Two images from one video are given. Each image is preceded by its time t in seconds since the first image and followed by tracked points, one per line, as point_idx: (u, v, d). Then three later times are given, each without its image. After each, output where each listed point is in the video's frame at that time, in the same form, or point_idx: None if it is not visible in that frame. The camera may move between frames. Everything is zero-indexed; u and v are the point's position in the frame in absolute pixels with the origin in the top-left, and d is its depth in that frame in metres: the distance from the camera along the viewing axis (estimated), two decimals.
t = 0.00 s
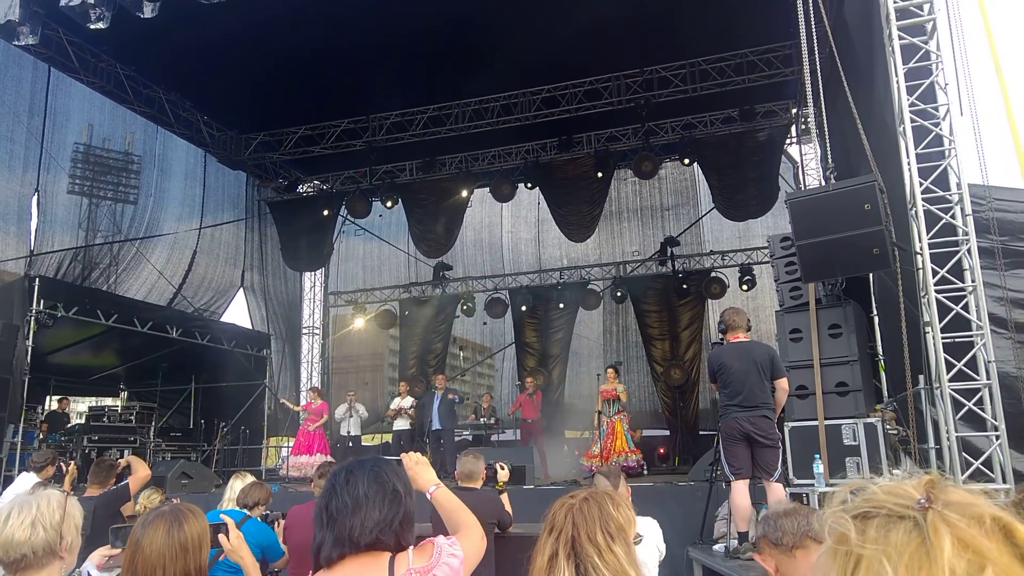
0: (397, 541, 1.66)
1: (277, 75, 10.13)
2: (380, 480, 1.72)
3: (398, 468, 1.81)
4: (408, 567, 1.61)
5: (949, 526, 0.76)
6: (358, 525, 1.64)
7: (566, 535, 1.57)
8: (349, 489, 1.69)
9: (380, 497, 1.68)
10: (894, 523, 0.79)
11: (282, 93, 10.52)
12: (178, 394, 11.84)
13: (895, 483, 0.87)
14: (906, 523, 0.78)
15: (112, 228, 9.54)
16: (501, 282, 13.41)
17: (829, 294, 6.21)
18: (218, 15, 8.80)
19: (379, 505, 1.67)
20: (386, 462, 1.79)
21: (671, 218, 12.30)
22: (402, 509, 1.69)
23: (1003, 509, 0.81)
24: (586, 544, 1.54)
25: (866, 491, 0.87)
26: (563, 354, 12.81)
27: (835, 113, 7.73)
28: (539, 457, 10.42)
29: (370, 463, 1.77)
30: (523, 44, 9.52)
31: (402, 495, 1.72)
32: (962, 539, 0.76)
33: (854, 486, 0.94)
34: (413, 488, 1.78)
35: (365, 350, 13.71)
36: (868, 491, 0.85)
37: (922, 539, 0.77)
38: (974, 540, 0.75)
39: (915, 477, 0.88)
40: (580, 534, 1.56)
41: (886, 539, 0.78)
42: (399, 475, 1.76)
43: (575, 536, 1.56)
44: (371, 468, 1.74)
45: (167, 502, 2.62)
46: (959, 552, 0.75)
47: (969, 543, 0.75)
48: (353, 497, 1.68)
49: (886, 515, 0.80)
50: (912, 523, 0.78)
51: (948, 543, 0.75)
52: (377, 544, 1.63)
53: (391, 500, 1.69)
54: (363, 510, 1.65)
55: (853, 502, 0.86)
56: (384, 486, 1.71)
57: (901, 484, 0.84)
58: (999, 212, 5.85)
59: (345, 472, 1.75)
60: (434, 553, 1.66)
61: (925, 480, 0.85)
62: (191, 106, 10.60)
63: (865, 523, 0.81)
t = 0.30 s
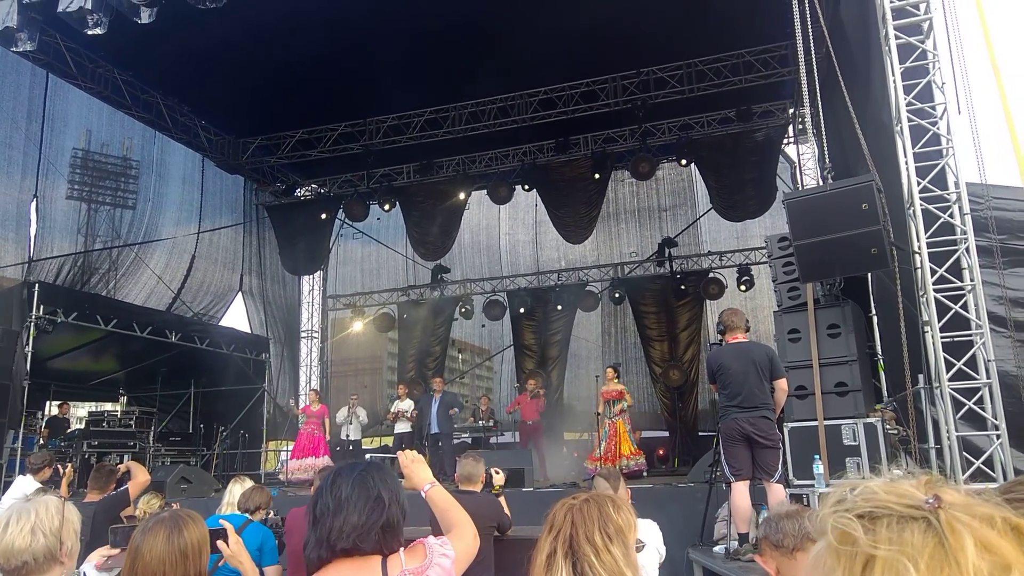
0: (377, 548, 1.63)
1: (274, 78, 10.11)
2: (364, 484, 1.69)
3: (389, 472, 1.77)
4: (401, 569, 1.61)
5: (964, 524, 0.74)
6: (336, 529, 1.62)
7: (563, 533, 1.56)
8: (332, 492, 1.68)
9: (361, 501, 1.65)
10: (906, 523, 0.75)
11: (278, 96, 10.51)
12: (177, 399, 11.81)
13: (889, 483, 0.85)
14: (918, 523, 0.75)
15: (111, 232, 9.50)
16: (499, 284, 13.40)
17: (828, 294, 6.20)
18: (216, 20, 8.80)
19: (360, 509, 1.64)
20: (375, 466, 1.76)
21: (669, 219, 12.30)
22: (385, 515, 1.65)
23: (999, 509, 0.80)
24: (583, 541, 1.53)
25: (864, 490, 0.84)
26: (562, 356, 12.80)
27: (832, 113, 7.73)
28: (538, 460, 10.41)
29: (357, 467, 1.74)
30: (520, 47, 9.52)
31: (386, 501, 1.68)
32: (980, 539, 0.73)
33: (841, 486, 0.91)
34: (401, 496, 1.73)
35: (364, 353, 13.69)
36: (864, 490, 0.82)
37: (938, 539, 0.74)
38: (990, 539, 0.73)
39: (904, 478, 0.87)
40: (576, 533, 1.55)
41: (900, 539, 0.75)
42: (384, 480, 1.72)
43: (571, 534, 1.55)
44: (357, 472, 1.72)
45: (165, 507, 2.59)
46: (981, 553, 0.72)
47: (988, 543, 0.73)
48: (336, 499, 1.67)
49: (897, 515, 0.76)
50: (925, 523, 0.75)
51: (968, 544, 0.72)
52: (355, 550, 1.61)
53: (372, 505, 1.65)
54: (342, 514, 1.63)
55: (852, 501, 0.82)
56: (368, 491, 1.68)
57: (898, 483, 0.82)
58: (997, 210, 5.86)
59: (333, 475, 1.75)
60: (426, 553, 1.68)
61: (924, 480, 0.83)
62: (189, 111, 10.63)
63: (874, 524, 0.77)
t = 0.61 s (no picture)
0: (370, 551, 1.60)
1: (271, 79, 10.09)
2: (366, 486, 1.68)
3: (390, 475, 1.75)
4: None
5: (974, 525, 0.69)
6: (333, 528, 1.62)
7: (562, 528, 1.57)
8: (332, 490, 1.68)
9: (359, 503, 1.65)
10: (913, 524, 0.70)
11: (276, 99, 10.49)
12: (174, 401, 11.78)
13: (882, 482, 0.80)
14: (926, 526, 0.70)
15: (108, 236, 9.47)
16: (497, 285, 13.40)
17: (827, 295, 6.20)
18: (212, 23, 8.79)
19: (358, 509, 1.63)
20: (379, 467, 1.75)
21: (667, 220, 12.30)
22: (382, 519, 1.64)
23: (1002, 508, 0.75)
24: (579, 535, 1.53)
25: (858, 489, 0.78)
26: (561, 358, 12.80)
27: (829, 115, 7.75)
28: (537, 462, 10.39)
29: (361, 468, 1.74)
30: (518, 48, 9.51)
31: (384, 505, 1.66)
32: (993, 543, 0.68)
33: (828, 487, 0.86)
34: (401, 499, 1.71)
35: (362, 355, 13.67)
36: (861, 492, 0.77)
37: (947, 544, 0.69)
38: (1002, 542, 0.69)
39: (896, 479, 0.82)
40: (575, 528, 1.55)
41: (909, 541, 0.69)
42: (386, 484, 1.70)
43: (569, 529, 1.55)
44: (360, 473, 1.71)
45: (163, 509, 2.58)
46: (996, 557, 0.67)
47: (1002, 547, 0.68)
48: (336, 496, 1.67)
49: (904, 516, 0.71)
50: (934, 526, 0.70)
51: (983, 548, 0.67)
52: (348, 552, 1.60)
53: (370, 508, 1.64)
54: (340, 513, 1.63)
55: (848, 502, 0.77)
56: (368, 492, 1.67)
57: (896, 483, 0.77)
58: (994, 210, 5.88)
59: (338, 475, 1.76)
60: (422, 561, 1.65)
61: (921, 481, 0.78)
62: (185, 114, 10.54)
63: (879, 525, 0.71)
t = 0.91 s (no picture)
0: (372, 554, 1.61)
1: (268, 80, 10.09)
2: (364, 487, 1.69)
3: (389, 474, 1.75)
4: None
5: (956, 527, 0.69)
6: (335, 532, 1.62)
7: (584, 540, 1.53)
8: (332, 493, 1.69)
9: (359, 504, 1.65)
10: (892, 528, 0.70)
11: (273, 100, 10.49)
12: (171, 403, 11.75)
13: (869, 483, 0.80)
14: (905, 527, 0.70)
15: (105, 237, 9.44)
16: (494, 287, 13.41)
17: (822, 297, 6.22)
18: (209, 24, 8.79)
19: (358, 512, 1.64)
20: (378, 467, 1.75)
21: (664, 222, 12.31)
22: (382, 521, 1.64)
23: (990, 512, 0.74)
24: (606, 551, 1.50)
25: (846, 492, 0.79)
26: (558, 360, 12.82)
27: (825, 118, 7.78)
28: (534, 464, 10.38)
29: (359, 469, 1.74)
30: (515, 49, 9.52)
31: (384, 505, 1.66)
32: (973, 545, 0.69)
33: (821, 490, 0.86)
34: (402, 499, 1.71)
35: (359, 357, 13.67)
36: (847, 494, 0.77)
37: (927, 546, 0.69)
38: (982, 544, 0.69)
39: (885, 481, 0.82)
40: (599, 543, 1.52)
41: (887, 543, 0.70)
42: (384, 484, 1.71)
43: (593, 544, 1.52)
44: (358, 475, 1.72)
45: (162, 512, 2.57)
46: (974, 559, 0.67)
47: (982, 550, 0.68)
48: (335, 500, 1.68)
49: (884, 519, 0.71)
50: (913, 527, 0.70)
51: (963, 551, 0.67)
52: (352, 555, 1.60)
53: (369, 509, 1.65)
54: (341, 515, 1.64)
55: (835, 504, 0.77)
56: (367, 494, 1.67)
57: (883, 485, 0.77)
58: (990, 213, 5.90)
59: (336, 478, 1.76)
60: (421, 567, 1.63)
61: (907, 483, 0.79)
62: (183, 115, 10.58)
63: (861, 528, 0.71)
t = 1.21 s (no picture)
0: (377, 550, 1.61)
1: (265, 80, 10.08)
2: (362, 485, 1.69)
3: (385, 471, 1.76)
4: None
5: (923, 525, 0.70)
6: (337, 532, 1.62)
7: (602, 551, 1.47)
8: (329, 496, 1.69)
9: (358, 503, 1.66)
10: (863, 523, 0.71)
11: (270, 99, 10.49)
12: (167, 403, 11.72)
13: (861, 482, 0.81)
14: (875, 523, 0.71)
15: (99, 236, 9.43)
16: (491, 288, 13.41)
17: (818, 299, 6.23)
18: (207, 23, 8.79)
19: (358, 509, 1.64)
20: (372, 465, 1.76)
21: (660, 223, 12.33)
22: (383, 515, 1.65)
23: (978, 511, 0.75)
24: (622, 560, 1.46)
25: (834, 490, 0.80)
26: (554, 361, 12.83)
27: (822, 121, 7.80)
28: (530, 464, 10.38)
29: (353, 469, 1.75)
30: (512, 50, 9.53)
31: (384, 500, 1.67)
32: (937, 539, 0.69)
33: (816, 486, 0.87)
34: (401, 494, 1.72)
35: (355, 358, 13.65)
36: (834, 491, 0.78)
37: (895, 540, 0.70)
38: (948, 539, 0.69)
39: (878, 478, 0.83)
40: (615, 551, 1.47)
41: (858, 538, 0.71)
42: (382, 480, 1.72)
43: (611, 553, 1.47)
44: (353, 474, 1.72)
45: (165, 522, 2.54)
46: (934, 553, 0.68)
47: (944, 543, 0.69)
48: (333, 501, 1.67)
49: (858, 514, 0.72)
50: (883, 523, 0.71)
51: (922, 546, 0.68)
52: (357, 554, 1.60)
53: (370, 505, 1.65)
54: (341, 516, 1.63)
55: (819, 502, 0.78)
56: (365, 491, 1.68)
57: (869, 483, 0.79)
58: (985, 216, 5.93)
59: (331, 480, 1.76)
60: (424, 566, 1.64)
61: (895, 479, 0.79)
62: (178, 115, 10.57)
63: (836, 523, 0.73)
